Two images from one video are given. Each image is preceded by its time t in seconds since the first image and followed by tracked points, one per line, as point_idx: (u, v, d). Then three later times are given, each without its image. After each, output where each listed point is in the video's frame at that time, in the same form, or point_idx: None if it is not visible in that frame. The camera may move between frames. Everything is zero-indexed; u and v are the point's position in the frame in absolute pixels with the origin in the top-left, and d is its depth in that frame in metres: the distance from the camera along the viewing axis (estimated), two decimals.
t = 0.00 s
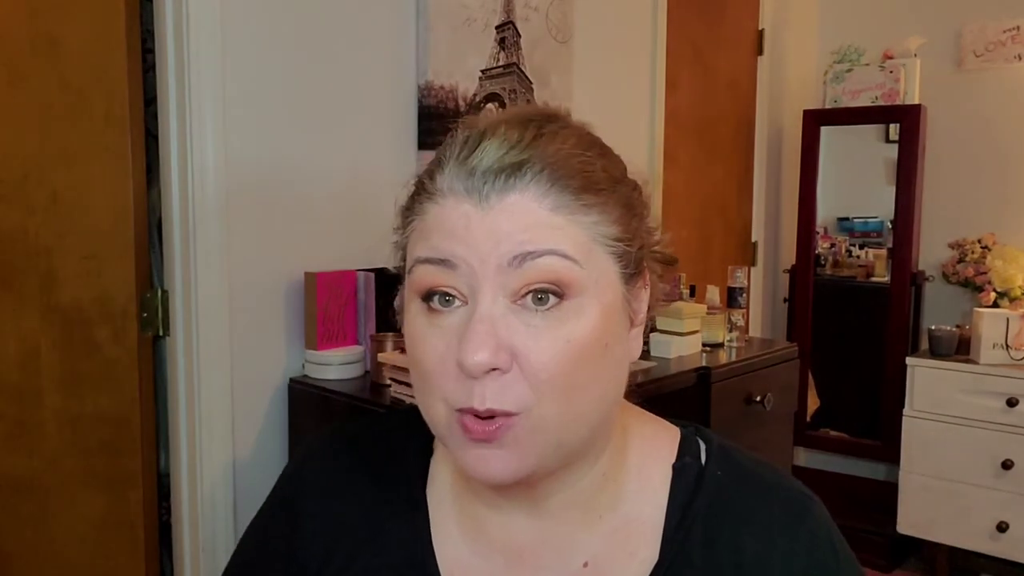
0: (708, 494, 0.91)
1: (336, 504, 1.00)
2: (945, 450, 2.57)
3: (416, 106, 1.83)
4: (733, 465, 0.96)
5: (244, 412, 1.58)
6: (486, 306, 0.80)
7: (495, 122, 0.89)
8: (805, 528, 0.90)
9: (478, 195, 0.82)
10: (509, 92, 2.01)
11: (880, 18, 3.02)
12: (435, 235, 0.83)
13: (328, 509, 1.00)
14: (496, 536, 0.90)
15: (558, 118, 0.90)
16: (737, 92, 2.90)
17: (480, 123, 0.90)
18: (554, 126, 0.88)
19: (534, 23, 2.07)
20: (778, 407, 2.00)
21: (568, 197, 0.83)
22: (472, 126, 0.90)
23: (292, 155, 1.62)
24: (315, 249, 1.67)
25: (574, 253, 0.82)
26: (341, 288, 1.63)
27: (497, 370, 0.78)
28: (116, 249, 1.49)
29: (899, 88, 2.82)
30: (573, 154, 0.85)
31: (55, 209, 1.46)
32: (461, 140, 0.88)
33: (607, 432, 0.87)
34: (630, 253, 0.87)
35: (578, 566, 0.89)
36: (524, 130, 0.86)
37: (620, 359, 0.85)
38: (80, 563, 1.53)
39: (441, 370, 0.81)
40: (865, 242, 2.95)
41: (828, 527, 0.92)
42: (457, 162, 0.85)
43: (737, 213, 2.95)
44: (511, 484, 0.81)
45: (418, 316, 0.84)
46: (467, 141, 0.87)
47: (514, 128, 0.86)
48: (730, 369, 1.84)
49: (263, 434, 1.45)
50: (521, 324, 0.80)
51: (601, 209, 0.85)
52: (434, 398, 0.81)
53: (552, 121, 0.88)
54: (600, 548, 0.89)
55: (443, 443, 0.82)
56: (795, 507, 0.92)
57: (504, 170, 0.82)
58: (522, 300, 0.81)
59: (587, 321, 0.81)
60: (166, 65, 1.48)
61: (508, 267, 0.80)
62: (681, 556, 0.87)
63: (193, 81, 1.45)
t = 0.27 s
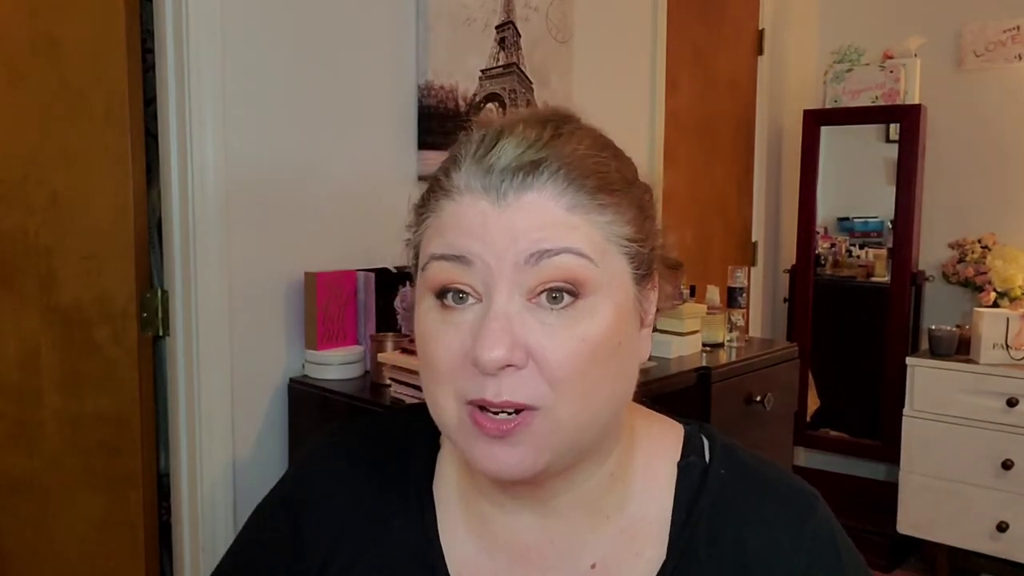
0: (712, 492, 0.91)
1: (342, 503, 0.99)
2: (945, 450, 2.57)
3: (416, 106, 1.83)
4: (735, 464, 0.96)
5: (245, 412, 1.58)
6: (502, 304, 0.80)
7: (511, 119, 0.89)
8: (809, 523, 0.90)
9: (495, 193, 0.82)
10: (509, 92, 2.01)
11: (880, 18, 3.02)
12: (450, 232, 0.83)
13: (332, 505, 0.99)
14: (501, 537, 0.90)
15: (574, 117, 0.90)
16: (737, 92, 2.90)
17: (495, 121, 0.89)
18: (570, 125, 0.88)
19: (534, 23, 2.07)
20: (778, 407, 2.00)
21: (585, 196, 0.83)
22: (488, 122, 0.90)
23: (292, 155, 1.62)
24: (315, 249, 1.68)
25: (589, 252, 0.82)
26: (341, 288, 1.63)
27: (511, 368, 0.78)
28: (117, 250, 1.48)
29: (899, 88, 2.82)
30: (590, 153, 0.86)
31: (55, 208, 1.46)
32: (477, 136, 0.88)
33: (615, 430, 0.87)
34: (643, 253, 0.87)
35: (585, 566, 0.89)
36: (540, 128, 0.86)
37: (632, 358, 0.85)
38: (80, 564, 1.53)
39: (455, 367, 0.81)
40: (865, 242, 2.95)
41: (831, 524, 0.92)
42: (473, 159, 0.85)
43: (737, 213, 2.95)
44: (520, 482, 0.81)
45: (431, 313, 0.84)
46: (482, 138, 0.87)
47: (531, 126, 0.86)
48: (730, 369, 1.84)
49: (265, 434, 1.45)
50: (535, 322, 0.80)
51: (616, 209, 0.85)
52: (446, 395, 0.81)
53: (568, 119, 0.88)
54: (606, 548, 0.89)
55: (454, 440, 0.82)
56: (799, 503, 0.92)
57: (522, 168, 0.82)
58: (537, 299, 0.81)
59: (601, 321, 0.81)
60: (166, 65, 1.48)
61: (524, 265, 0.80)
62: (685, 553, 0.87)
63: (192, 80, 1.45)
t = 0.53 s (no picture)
0: (706, 489, 0.92)
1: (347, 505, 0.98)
2: (945, 450, 2.57)
3: (416, 106, 1.83)
4: (729, 459, 0.96)
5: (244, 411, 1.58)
6: (505, 306, 0.80)
7: (514, 120, 0.89)
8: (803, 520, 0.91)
9: (500, 195, 0.82)
10: (509, 92, 2.01)
11: (880, 18, 3.02)
12: (454, 233, 0.83)
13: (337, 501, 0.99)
14: (500, 530, 0.89)
15: (577, 120, 0.90)
16: (737, 92, 2.90)
17: (498, 122, 0.89)
18: (574, 127, 0.88)
19: (534, 23, 2.07)
20: (778, 407, 2.00)
21: (588, 200, 0.83)
22: (492, 123, 0.90)
23: (291, 155, 1.62)
24: (315, 248, 1.68)
25: (592, 256, 0.82)
26: (341, 288, 1.63)
27: (514, 369, 0.78)
28: (117, 250, 1.49)
29: (899, 88, 2.82)
30: (594, 156, 0.86)
31: (54, 208, 1.46)
32: (481, 137, 0.87)
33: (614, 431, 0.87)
34: (644, 258, 0.88)
35: (585, 559, 0.87)
36: (545, 130, 0.86)
37: (632, 360, 0.85)
38: (80, 563, 1.53)
39: (456, 368, 0.80)
40: (865, 242, 2.95)
41: (825, 516, 0.93)
42: (478, 161, 0.84)
43: (737, 213, 2.95)
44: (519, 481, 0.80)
45: (433, 314, 0.84)
46: (487, 139, 0.87)
47: (535, 129, 0.86)
48: (730, 369, 1.84)
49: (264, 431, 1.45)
50: (538, 325, 0.80)
51: (619, 212, 0.85)
52: (447, 395, 0.81)
53: (571, 123, 0.88)
54: (606, 541, 0.88)
55: (454, 440, 0.81)
56: (793, 499, 0.93)
57: (526, 171, 0.82)
58: (540, 301, 0.81)
59: (603, 323, 0.82)
60: (166, 65, 1.48)
61: (527, 268, 0.81)
62: (684, 553, 0.87)
63: (193, 81, 1.45)
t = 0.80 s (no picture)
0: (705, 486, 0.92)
1: (346, 505, 0.98)
2: (945, 450, 2.57)
3: (416, 106, 1.83)
4: (727, 458, 0.96)
5: (245, 411, 1.58)
6: (516, 300, 0.80)
7: (535, 121, 0.90)
8: (801, 518, 0.91)
9: (518, 191, 0.82)
10: (509, 92, 2.01)
11: (880, 18, 3.02)
12: (469, 225, 0.83)
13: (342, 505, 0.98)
14: (500, 529, 0.88)
15: (596, 125, 0.91)
16: (737, 92, 2.90)
17: (519, 121, 0.90)
18: (593, 132, 0.89)
19: (534, 23, 2.07)
20: (778, 407, 2.00)
21: (604, 202, 0.84)
22: (512, 122, 0.90)
23: (291, 155, 1.62)
24: (315, 248, 1.68)
25: (605, 257, 0.83)
26: (341, 288, 1.63)
27: (521, 363, 0.78)
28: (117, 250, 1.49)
29: (899, 88, 2.82)
30: (611, 161, 0.87)
31: (54, 208, 1.45)
32: (501, 134, 0.88)
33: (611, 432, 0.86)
34: (653, 264, 0.88)
35: (584, 559, 0.87)
36: (565, 131, 0.87)
37: (634, 363, 0.85)
38: (81, 562, 1.52)
39: (463, 359, 0.80)
40: (865, 242, 2.95)
41: (822, 513, 0.93)
42: (498, 156, 0.85)
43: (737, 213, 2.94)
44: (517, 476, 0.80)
45: (442, 305, 0.83)
46: (507, 137, 0.87)
47: (556, 129, 0.87)
48: (730, 369, 1.84)
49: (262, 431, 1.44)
50: (548, 321, 0.80)
51: (632, 217, 0.86)
52: (451, 386, 0.80)
53: (592, 127, 0.89)
54: (604, 541, 0.88)
55: (454, 433, 0.81)
56: (790, 497, 0.93)
57: (546, 169, 0.83)
58: (551, 298, 0.81)
59: (611, 325, 0.82)
60: (166, 65, 1.48)
61: (541, 264, 0.80)
62: (683, 554, 0.87)
63: (193, 80, 1.45)
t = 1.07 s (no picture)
0: (709, 487, 0.92)
1: (346, 506, 0.98)
2: (945, 450, 2.57)
3: (416, 106, 1.83)
4: (731, 461, 0.97)
5: (246, 412, 1.58)
6: (524, 303, 0.80)
7: (558, 120, 0.89)
8: (803, 521, 0.91)
9: (533, 192, 0.82)
10: (509, 92, 2.01)
11: (880, 18, 3.02)
12: (483, 223, 0.83)
13: (346, 509, 0.98)
14: (502, 531, 0.88)
15: (620, 129, 0.90)
16: (737, 92, 2.90)
17: (542, 120, 0.89)
18: (615, 136, 0.88)
19: (534, 23, 2.07)
20: (778, 407, 2.00)
21: (618, 210, 0.84)
22: (535, 120, 0.90)
23: (292, 155, 1.62)
24: (316, 249, 1.68)
25: (616, 265, 0.82)
26: (341, 288, 1.63)
27: (524, 366, 0.78)
28: (117, 250, 1.48)
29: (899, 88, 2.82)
30: (630, 168, 0.86)
31: (54, 208, 1.45)
32: (523, 132, 0.88)
33: (617, 437, 0.87)
34: (665, 274, 0.88)
35: (585, 563, 0.87)
36: (587, 134, 0.86)
37: (640, 372, 0.85)
38: (80, 562, 1.53)
39: (467, 358, 0.80)
40: (865, 242, 2.95)
41: (824, 517, 0.93)
42: (517, 155, 0.85)
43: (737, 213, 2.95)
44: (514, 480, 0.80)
45: (451, 301, 0.84)
46: (528, 135, 0.87)
47: (578, 131, 0.87)
48: (730, 369, 1.84)
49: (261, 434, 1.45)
50: (554, 326, 0.80)
51: (646, 226, 0.86)
52: (453, 384, 0.81)
53: (615, 132, 0.88)
54: (605, 544, 0.88)
55: (455, 432, 0.81)
56: (792, 501, 0.93)
57: (564, 173, 0.83)
58: (559, 303, 0.81)
59: (618, 333, 0.81)
60: (166, 65, 1.48)
61: (551, 268, 0.80)
62: (684, 554, 0.87)
63: (193, 80, 1.45)
